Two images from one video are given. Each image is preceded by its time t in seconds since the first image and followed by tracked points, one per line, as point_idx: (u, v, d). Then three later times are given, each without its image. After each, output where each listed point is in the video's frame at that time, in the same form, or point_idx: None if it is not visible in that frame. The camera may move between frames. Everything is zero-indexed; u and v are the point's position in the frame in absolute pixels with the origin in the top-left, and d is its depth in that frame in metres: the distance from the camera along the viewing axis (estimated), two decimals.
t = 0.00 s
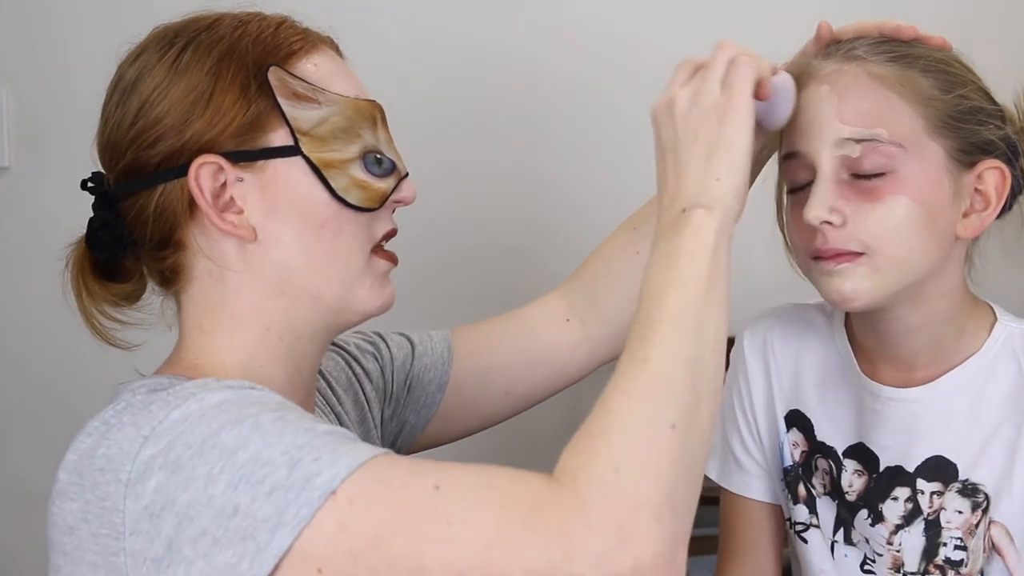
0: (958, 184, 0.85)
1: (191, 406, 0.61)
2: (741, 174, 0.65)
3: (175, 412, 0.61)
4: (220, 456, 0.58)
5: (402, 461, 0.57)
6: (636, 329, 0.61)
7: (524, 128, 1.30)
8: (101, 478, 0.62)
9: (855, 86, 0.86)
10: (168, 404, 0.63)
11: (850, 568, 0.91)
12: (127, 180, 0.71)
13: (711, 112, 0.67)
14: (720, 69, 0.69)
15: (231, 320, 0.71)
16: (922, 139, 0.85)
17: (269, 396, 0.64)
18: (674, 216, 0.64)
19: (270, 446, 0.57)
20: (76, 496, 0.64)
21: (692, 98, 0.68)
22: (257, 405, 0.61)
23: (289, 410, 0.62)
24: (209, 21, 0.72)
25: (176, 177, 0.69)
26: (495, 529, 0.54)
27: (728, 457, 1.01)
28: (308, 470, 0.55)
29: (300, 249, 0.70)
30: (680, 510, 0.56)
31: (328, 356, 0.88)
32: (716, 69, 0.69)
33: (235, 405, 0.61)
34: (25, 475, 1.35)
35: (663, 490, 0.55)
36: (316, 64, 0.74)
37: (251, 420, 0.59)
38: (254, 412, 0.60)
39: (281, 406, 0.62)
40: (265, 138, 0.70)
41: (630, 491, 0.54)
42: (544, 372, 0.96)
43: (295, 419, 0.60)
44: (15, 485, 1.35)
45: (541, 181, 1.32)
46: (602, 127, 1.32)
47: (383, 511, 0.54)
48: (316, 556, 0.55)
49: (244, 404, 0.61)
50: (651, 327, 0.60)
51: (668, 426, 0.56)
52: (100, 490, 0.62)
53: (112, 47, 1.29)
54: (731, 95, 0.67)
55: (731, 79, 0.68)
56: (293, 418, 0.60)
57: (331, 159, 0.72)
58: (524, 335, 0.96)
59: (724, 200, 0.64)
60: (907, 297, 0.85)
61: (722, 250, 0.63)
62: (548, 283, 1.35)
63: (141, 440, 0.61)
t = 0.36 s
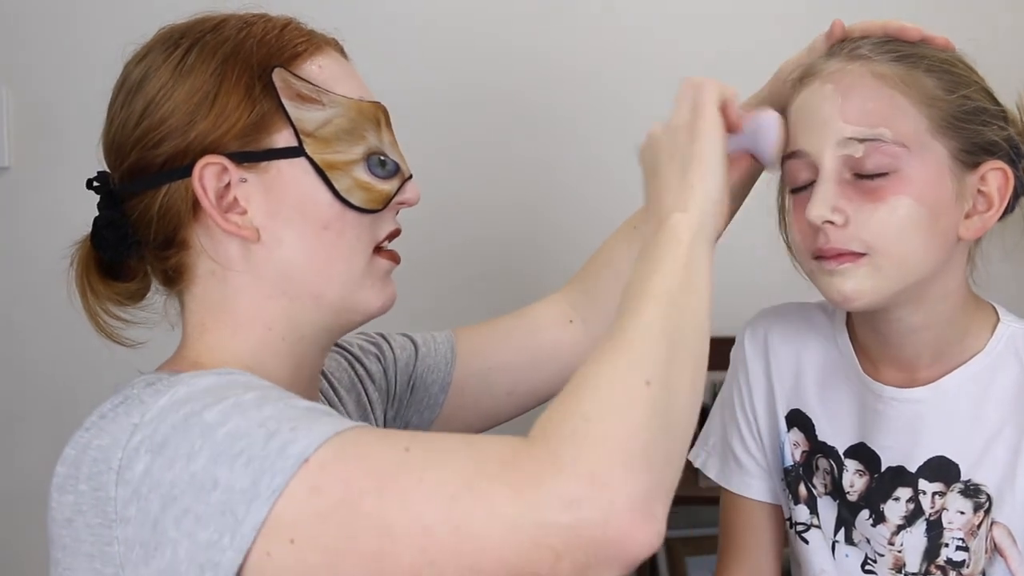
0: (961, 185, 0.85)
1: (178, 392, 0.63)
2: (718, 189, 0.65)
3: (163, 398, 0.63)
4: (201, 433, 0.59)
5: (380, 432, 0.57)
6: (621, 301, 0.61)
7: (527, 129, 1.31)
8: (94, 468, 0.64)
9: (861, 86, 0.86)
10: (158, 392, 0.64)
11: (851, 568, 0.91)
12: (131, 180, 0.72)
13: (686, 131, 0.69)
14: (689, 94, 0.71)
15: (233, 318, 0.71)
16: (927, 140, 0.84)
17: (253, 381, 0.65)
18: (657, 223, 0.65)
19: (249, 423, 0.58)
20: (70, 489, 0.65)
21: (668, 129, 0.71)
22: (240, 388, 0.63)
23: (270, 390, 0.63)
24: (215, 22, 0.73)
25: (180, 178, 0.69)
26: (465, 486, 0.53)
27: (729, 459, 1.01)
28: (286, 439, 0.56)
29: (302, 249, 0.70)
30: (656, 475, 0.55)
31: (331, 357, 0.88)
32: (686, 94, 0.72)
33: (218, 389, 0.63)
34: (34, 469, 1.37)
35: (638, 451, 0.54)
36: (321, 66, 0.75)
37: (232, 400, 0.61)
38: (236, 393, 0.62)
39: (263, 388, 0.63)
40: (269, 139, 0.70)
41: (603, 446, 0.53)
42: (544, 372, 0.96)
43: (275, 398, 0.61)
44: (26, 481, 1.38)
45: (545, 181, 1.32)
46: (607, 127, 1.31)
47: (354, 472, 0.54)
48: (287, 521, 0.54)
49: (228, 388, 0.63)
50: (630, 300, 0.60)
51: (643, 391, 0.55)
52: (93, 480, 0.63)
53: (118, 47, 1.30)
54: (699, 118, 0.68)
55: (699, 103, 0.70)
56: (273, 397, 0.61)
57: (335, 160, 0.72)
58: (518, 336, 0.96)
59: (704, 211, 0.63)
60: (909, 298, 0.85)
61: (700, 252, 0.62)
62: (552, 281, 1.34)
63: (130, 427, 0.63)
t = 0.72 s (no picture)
0: (961, 184, 0.86)
1: (171, 374, 0.64)
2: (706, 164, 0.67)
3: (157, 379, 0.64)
4: (194, 408, 0.60)
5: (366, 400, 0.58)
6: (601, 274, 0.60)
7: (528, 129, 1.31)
8: (91, 452, 0.64)
9: (860, 84, 0.86)
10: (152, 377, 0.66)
11: (852, 567, 0.91)
12: (140, 179, 0.72)
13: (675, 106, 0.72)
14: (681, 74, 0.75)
15: (235, 317, 0.71)
16: (927, 139, 0.85)
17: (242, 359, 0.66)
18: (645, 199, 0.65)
19: (240, 396, 0.59)
20: (69, 476, 0.66)
21: (663, 114, 0.72)
22: (229, 365, 0.64)
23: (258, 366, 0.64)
24: (224, 24, 0.73)
25: (187, 177, 0.69)
26: (450, 440, 0.53)
27: (730, 459, 1.02)
28: (274, 408, 0.57)
29: (306, 248, 0.70)
30: (643, 426, 0.54)
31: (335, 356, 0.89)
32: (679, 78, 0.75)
33: (209, 368, 0.64)
34: (38, 467, 1.38)
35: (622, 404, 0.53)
36: (329, 69, 0.75)
37: (223, 376, 0.62)
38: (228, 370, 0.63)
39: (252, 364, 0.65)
40: (275, 140, 0.70)
41: (589, 392, 0.53)
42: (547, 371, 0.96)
43: (264, 373, 0.62)
44: (27, 479, 1.38)
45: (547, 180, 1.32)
46: (613, 126, 1.30)
47: (340, 437, 0.54)
48: (278, 485, 0.55)
49: (218, 366, 0.64)
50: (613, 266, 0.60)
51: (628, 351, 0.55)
52: (91, 465, 0.64)
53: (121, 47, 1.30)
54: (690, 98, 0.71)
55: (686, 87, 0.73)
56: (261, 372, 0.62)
57: (339, 162, 0.72)
58: (517, 337, 0.96)
59: (694, 182, 0.65)
60: (908, 297, 0.85)
61: (690, 236, 0.61)
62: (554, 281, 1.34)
63: (126, 407, 0.64)
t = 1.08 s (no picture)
0: (958, 183, 0.86)
1: (186, 395, 0.62)
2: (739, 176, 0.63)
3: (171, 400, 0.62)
4: (217, 446, 0.57)
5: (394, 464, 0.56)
6: (626, 336, 0.59)
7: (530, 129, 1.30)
8: (97, 462, 0.63)
9: (857, 81, 0.86)
10: (163, 392, 0.63)
11: (851, 568, 0.91)
12: (141, 178, 0.72)
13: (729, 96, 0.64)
14: (742, 56, 0.66)
15: (235, 317, 0.71)
16: (923, 137, 0.85)
17: (263, 386, 0.64)
18: (678, 200, 0.62)
19: (267, 440, 0.57)
20: (74, 480, 0.65)
21: (711, 82, 0.65)
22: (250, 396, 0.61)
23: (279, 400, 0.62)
24: (227, 23, 0.73)
25: (187, 177, 0.69)
26: (487, 544, 0.52)
27: (729, 459, 1.01)
28: (303, 468, 0.55)
29: (305, 249, 0.70)
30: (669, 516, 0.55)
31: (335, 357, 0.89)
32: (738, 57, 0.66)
33: (230, 396, 0.61)
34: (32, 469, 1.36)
35: (653, 509, 0.54)
36: (331, 69, 0.75)
37: (246, 411, 0.59)
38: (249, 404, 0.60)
39: (273, 397, 0.62)
40: (275, 140, 0.70)
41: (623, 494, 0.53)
42: (544, 371, 0.96)
43: (289, 411, 0.60)
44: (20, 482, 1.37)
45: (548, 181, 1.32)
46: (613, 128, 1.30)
47: (373, 521, 0.53)
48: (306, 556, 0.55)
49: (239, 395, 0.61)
50: (639, 334, 0.58)
51: (664, 445, 0.54)
52: (96, 472, 0.63)
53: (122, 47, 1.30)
54: (749, 92, 0.64)
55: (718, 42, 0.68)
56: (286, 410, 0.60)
57: (340, 164, 0.72)
58: (518, 337, 0.96)
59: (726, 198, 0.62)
60: (904, 295, 0.86)
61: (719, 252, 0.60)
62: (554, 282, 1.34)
63: (136, 423, 0.62)
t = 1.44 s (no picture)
0: (949, 182, 0.86)
1: (200, 411, 0.60)
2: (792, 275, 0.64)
3: (184, 414, 0.60)
4: (233, 475, 0.57)
5: (411, 517, 0.57)
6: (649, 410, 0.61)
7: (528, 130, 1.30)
8: (104, 468, 0.61)
9: (849, 81, 0.86)
10: (174, 401, 0.61)
11: (849, 568, 0.91)
12: (141, 179, 0.72)
13: (787, 202, 0.64)
14: (805, 150, 0.66)
15: (234, 317, 0.71)
16: (913, 136, 0.85)
17: (279, 409, 0.63)
18: (721, 299, 0.63)
19: (283, 478, 0.57)
20: (79, 483, 0.64)
21: (773, 179, 0.65)
22: (268, 422, 0.60)
23: (297, 429, 0.61)
24: (225, 24, 0.73)
25: (186, 177, 0.69)
26: None
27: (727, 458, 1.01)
28: (318, 512, 0.56)
29: (304, 249, 0.70)
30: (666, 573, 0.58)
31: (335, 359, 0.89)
32: (802, 150, 0.66)
33: (246, 419, 0.60)
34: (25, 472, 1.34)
35: (659, 571, 0.57)
36: (329, 68, 0.74)
37: (265, 442, 0.58)
38: (266, 432, 0.59)
39: (290, 424, 0.61)
40: (273, 141, 0.70)
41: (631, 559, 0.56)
42: (544, 372, 0.96)
43: (307, 445, 0.59)
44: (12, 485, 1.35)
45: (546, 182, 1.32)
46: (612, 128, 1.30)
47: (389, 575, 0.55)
48: None
49: (256, 419, 0.60)
50: (653, 409, 0.61)
51: (673, 509, 0.57)
52: (102, 478, 0.61)
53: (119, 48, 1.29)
54: (808, 200, 0.65)
55: (789, 139, 0.67)
56: (306, 445, 0.59)
57: (338, 162, 0.72)
58: (518, 336, 0.96)
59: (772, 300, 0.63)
60: (898, 294, 0.86)
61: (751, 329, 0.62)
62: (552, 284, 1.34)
63: (147, 435, 0.60)
